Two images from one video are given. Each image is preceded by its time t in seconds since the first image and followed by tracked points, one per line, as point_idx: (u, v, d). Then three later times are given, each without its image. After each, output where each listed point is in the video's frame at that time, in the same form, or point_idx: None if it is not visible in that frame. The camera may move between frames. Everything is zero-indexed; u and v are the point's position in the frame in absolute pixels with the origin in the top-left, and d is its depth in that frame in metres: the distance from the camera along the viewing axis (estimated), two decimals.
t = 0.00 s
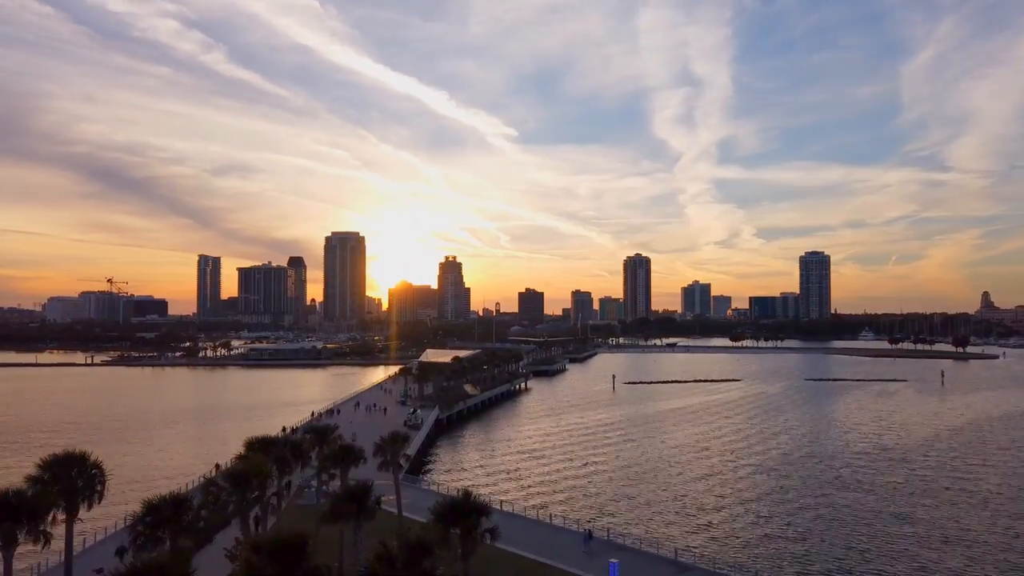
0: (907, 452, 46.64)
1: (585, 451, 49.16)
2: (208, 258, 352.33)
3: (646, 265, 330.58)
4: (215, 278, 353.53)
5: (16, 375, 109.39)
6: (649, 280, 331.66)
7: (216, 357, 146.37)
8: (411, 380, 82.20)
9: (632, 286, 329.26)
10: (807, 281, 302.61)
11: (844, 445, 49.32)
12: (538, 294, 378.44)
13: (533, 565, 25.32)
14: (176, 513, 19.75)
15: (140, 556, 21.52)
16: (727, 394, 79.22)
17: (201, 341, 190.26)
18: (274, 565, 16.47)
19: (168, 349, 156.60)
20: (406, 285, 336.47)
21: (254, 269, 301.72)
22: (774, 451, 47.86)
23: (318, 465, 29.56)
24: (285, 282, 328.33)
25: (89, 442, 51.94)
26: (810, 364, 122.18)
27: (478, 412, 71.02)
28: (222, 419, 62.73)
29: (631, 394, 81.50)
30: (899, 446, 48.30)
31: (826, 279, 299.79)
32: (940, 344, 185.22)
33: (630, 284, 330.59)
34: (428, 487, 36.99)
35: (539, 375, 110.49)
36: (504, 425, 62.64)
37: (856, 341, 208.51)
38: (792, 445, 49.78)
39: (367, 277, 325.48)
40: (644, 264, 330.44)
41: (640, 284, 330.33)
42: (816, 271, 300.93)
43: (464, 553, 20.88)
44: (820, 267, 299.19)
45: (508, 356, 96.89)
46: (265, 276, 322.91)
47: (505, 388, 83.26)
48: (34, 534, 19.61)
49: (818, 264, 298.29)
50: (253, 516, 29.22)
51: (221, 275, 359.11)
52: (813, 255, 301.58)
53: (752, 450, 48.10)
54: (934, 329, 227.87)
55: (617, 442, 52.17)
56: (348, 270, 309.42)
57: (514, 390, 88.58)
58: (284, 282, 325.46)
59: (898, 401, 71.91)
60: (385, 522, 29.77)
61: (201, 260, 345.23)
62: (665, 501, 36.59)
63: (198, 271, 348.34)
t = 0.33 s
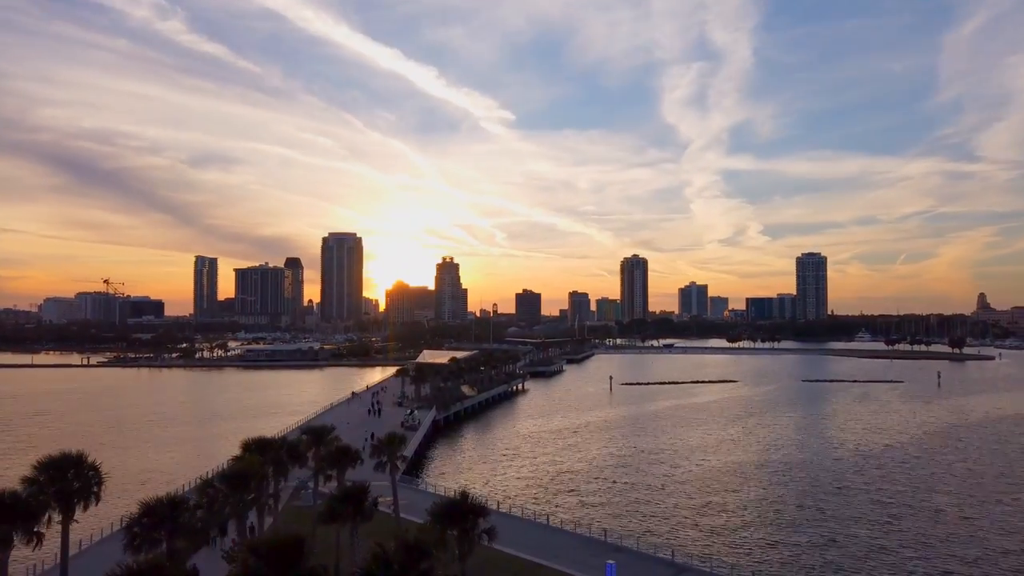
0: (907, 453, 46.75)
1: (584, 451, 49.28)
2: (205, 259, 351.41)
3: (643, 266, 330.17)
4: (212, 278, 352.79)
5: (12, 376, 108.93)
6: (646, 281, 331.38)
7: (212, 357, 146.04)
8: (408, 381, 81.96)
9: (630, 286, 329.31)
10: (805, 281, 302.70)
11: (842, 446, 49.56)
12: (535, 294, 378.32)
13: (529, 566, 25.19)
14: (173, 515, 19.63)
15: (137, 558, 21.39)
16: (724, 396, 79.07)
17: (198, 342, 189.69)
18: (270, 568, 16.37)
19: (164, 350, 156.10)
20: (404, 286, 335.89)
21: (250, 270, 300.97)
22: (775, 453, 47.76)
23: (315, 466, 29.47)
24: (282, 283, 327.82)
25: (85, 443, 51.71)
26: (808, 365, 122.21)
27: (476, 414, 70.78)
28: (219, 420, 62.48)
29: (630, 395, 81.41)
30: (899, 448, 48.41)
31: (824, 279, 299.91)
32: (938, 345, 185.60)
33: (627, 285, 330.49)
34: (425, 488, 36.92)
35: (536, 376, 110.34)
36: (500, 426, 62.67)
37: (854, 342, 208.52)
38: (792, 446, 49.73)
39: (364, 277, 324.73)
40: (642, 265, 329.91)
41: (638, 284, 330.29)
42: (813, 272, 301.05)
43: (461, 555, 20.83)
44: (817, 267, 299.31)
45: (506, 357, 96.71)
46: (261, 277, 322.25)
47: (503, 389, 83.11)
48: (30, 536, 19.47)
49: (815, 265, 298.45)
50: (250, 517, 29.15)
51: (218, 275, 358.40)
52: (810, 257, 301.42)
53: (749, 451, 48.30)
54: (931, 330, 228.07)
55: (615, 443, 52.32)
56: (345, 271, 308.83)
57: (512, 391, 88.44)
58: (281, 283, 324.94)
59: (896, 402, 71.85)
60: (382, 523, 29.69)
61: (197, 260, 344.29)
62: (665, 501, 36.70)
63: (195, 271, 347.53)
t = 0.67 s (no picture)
0: (902, 454, 47.02)
1: (583, 451, 49.55)
2: (201, 260, 350.89)
3: (640, 267, 330.70)
4: (208, 279, 352.20)
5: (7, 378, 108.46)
6: (643, 282, 331.75)
7: (208, 359, 145.73)
8: (405, 382, 82.00)
9: (626, 288, 329.64)
10: (801, 283, 303.35)
11: (839, 446, 49.94)
12: (532, 296, 378.46)
13: (526, 566, 25.29)
14: (169, 516, 19.62)
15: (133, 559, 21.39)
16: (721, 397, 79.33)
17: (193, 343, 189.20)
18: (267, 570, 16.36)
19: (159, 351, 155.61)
20: (401, 288, 335.70)
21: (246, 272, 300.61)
22: (772, 453, 47.89)
23: (312, 467, 29.42)
24: (279, 284, 327.27)
25: (81, 445, 51.55)
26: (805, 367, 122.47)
27: (472, 415, 70.80)
28: (215, 421, 62.36)
29: (626, 396, 81.62)
30: (895, 448, 48.68)
31: (820, 280, 300.70)
32: (934, 347, 186.19)
33: (624, 287, 330.78)
34: (422, 489, 36.93)
35: (533, 377, 110.35)
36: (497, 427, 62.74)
37: (850, 343, 209.32)
38: (788, 447, 49.92)
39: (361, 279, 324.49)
40: (638, 267, 330.53)
41: (634, 286, 330.65)
42: (809, 273, 301.73)
43: (458, 557, 20.81)
44: (814, 269, 300.01)
45: (503, 359, 96.77)
46: (258, 278, 321.79)
47: (500, 390, 83.19)
48: (25, 537, 19.46)
49: (811, 266, 299.16)
50: (247, 518, 29.12)
51: (214, 277, 357.74)
52: (806, 259, 302.50)
53: (748, 451, 48.63)
54: (927, 331, 228.74)
55: (614, 443, 52.56)
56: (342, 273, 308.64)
57: (509, 393, 88.45)
58: (278, 284, 324.55)
59: (892, 403, 72.02)
60: (379, 524, 29.69)
61: (194, 262, 343.76)
62: (666, 501, 36.94)
63: (191, 272, 347.01)
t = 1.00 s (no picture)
0: (896, 456, 47.31)
1: (581, 452, 49.74)
2: (198, 262, 350.84)
3: (637, 268, 331.12)
4: (205, 281, 351.89)
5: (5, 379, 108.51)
6: (640, 283, 332.09)
7: (205, 360, 145.63)
8: (402, 383, 81.90)
9: (624, 289, 330.05)
10: (798, 284, 303.86)
11: (838, 448, 50.16)
12: (529, 297, 378.95)
13: (523, 568, 25.29)
14: (165, 518, 19.57)
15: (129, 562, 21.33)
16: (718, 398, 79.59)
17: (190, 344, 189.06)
18: (262, 571, 16.33)
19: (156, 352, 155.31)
20: (398, 288, 335.88)
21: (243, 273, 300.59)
22: (766, 454, 48.18)
23: (309, 469, 29.39)
24: (276, 285, 327.32)
25: (78, 446, 51.60)
26: (802, 368, 122.89)
27: (469, 416, 70.91)
28: (212, 423, 62.38)
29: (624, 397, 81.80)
30: (889, 451, 48.96)
31: (816, 282, 301.28)
32: (930, 348, 186.64)
33: (621, 288, 331.25)
34: (418, 491, 36.90)
35: (531, 378, 110.63)
36: (494, 428, 62.68)
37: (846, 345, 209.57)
38: (784, 448, 50.17)
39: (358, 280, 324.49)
40: (635, 268, 330.67)
41: (631, 287, 330.96)
42: (806, 275, 302.28)
43: (455, 558, 20.79)
44: (810, 270, 300.61)
45: (500, 360, 97.01)
46: (255, 279, 321.60)
47: (497, 391, 83.32)
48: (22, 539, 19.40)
49: (808, 268, 299.74)
50: (244, 520, 29.03)
51: (211, 277, 357.60)
52: (803, 260, 303.02)
53: (746, 452, 48.85)
54: (924, 333, 229.38)
55: (611, 444, 52.82)
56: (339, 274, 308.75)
57: (506, 394, 88.53)
58: (274, 286, 324.31)
59: (889, 405, 72.30)
60: (375, 526, 29.61)
61: (191, 263, 343.59)
62: (666, 501, 37.11)
63: (188, 274, 346.66)
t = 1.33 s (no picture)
0: (888, 457, 47.55)
1: (577, 454, 49.63)
2: (194, 262, 350.03)
3: (634, 269, 331.31)
4: (202, 281, 350.98)
5: None
6: (637, 284, 332.23)
7: (202, 361, 145.36)
8: (399, 385, 81.72)
9: (620, 290, 330.28)
10: (794, 286, 304.14)
11: (834, 450, 50.06)
12: (526, 298, 379.20)
13: (519, 568, 25.32)
14: (161, 519, 19.52)
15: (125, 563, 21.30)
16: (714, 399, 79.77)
17: (186, 345, 188.72)
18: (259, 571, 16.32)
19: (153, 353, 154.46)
20: (394, 289, 335.76)
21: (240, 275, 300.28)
22: (762, 455, 48.37)
23: (305, 470, 29.33)
24: (273, 287, 326.63)
25: (74, 447, 51.47)
26: (798, 369, 123.10)
27: (467, 417, 71.02)
28: (209, 424, 62.29)
29: (621, 398, 81.95)
30: (882, 452, 49.18)
31: (813, 283, 301.65)
32: (926, 350, 187.12)
33: (618, 289, 331.42)
34: (415, 492, 36.90)
35: (527, 379, 110.90)
36: (490, 430, 62.53)
37: (843, 346, 209.84)
38: (779, 449, 50.34)
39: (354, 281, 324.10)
40: (632, 269, 330.87)
41: (628, 288, 331.20)
42: (802, 276, 302.65)
43: (453, 559, 20.73)
44: (807, 272, 300.89)
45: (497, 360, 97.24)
46: (252, 279, 321.23)
47: (494, 392, 83.40)
48: (17, 541, 19.34)
49: (805, 269, 300.03)
50: (240, 521, 28.99)
51: (208, 278, 357.11)
52: (799, 261, 303.28)
53: (742, 454, 48.75)
54: (920, 334, 229.86)
55: (607, 445, 52.68)
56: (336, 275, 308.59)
57: (503, 394, 88.63)
58: (271, 287, 323.69)
59: (884, 407, 72.56)
60: (372, 528, 29.53)
61: (187, 264, 342.76)
62: (663, 504, 36.96)
63: (184, 274, 345.76)
